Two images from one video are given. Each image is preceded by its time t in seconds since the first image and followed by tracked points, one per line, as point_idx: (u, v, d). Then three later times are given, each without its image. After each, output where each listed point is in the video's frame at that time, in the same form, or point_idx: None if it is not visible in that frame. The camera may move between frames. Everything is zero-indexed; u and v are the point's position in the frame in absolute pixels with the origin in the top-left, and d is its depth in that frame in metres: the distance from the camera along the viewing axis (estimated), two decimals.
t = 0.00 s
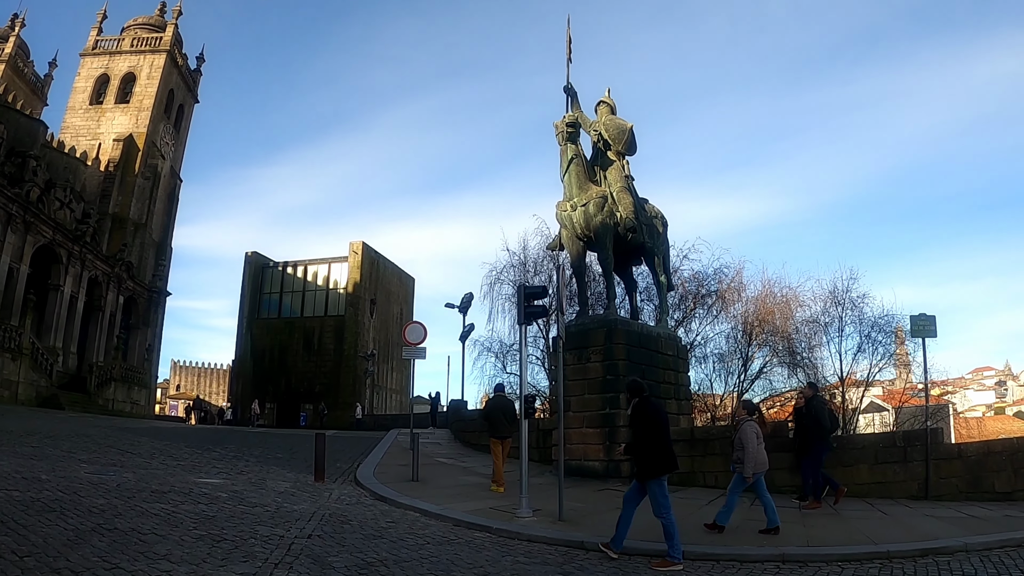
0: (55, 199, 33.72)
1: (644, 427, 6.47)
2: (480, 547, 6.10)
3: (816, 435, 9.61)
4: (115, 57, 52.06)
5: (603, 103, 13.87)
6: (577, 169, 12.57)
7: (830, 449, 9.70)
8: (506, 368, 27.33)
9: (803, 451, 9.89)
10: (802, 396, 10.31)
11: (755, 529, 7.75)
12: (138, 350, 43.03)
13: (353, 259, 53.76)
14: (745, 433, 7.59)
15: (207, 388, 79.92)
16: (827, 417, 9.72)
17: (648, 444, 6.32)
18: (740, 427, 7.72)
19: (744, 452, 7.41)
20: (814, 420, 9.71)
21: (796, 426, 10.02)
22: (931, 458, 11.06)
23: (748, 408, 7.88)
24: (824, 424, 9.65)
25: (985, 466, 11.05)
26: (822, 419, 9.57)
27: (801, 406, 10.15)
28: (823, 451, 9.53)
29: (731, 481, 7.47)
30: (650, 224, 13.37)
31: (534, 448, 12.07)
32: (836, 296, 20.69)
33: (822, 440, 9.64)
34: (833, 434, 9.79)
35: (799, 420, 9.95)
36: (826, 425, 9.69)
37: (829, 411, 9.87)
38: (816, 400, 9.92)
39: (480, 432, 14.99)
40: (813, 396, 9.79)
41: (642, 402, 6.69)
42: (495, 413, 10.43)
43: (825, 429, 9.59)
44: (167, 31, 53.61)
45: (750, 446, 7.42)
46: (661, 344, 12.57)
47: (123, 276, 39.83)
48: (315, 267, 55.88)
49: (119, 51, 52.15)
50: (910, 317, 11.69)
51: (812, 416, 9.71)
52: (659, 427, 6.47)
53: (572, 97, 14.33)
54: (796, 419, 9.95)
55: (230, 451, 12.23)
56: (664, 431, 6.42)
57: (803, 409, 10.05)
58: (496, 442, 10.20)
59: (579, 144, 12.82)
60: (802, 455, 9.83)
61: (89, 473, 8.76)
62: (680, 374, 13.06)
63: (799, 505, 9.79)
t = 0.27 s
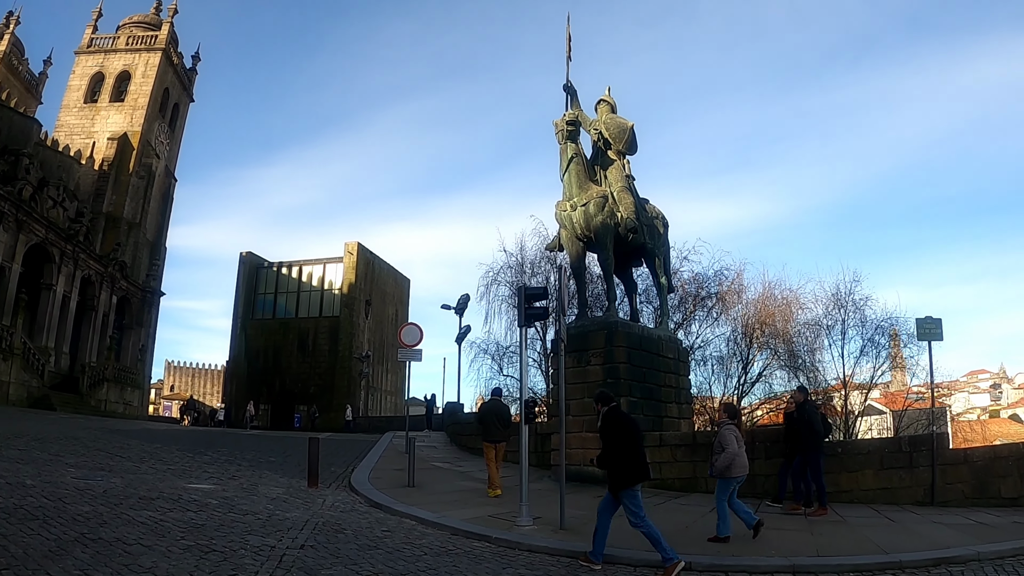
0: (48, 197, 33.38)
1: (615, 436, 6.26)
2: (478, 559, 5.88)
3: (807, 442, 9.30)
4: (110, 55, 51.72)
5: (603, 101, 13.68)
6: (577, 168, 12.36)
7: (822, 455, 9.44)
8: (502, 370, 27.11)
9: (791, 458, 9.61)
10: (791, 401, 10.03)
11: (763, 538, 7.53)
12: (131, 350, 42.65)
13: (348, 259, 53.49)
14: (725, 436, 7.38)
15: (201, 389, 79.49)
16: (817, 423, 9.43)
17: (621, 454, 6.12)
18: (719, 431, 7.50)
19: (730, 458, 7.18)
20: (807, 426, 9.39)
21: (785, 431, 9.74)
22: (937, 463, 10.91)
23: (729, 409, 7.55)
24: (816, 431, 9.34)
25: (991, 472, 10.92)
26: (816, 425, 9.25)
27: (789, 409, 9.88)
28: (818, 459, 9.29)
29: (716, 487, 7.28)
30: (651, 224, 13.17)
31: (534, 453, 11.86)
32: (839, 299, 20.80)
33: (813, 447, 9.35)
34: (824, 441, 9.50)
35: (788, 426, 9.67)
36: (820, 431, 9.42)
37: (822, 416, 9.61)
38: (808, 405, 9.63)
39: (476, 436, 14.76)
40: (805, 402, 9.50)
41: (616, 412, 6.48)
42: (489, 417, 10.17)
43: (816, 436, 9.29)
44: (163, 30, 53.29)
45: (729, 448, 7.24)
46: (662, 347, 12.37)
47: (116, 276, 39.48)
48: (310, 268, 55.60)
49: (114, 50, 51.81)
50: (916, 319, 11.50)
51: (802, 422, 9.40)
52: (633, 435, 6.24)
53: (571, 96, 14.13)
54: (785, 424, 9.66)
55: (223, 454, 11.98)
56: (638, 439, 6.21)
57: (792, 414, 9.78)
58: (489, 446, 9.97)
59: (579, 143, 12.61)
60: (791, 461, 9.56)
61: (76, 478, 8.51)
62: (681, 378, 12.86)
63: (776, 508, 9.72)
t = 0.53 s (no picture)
0: (41, 196, 33.08)
1: (587, 426, 6.12)
2: (476, 568, 5.66)
3: (792, 447, 9.04)
4: (106, 54, 51.44)
5: (603, 100, 13.50)
6: (577, 167, 12.17)
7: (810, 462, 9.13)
8: (499, 372, 26.90)
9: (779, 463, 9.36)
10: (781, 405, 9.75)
11: (770, 545, 7.37)
12: (124, 351, 42.31)
13: (344, 260, 53.24)
14: (706, 440, 7.18)
15: (196, 390, 79.08)
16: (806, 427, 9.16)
17: (594, 445, 5.97)
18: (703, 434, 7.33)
19: (712, 462, 7.02)
20: (794, 431, 9.12)
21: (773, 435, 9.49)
22: (943, 467, 10.78)
23: (712, 413, 7.43)
24: (804, 436, 9.06)
25: (997, 476, 10.81)
26: (801, 430, 9.00)
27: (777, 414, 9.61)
28: (804, 465, 9.02)
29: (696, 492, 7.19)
30: (651, 224, 12.98)
31: (533, 456, 11.68)
32: (843, 301, 20.59)
33: (801, 453, 9.06)
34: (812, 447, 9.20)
35: (775, 430, 9.42)
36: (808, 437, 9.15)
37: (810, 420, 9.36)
38: (796, 409, 9.36)
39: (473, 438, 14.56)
40: (791, 406, 9.25)
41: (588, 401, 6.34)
42: (485, 420, 9.90)
43: (803, 441, 9.01)
44: (159, 29, 53.03)
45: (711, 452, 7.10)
46: (663, 349, 12.18)
47: (110, 276, 39.16)
48: (306, 269, 55.34)
49: (109, 48, 51.53)
50: (923, 321, 11.35)
51: (788, 426, 9.13)
52: (606, 425, 6.14)
53: (571, 94, 13.94)
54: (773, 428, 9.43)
55: (214, 457, 11.75)
56: (610, 434, 6.08)
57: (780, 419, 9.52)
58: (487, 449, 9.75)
59: (580, 141, 12.42)
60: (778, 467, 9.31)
61: (62, 482, 8.27)
62: (681, 381, 12.67)
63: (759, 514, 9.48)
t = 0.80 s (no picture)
0: (35, 193, 32.76)
1: (558, 431, 5.92)
2: None
3: (781, 446, 8.83)
4: (103, 51, 51.12)
5: (605, 96, 13.28)
6: (579, 163, 11.95)
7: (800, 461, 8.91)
8: (496, 373, 26.67)
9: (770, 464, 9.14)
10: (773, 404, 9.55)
11: (778, 551, 7.18)
12: (119, 350, 41.97)
13: (341, 260, 52.95)
14: (689, 438, 7.02)
15: (192, 390, 78.73)
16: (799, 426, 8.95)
17: (569, 450, 5.78)
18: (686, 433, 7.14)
19: (696, 462, 6.87)
20: (785, 429, 8.92)
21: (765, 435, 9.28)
22: (951, 471, 10.58)
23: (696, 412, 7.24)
24: (794, 435, 8.84)
25: (1006, 479, 10.66)
26: (792, 429, 8.78)
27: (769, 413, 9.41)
28: (793, 464, 8.78)
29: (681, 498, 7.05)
30: (654, 222, 12.76)
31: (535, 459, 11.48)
32: (848, 302, 20.39)
33: (790, 452, 8.84)
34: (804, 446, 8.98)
35: (767, 430, 9.23)
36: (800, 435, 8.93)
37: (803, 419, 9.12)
38: (788, 408, 9.15)
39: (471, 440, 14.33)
40: (781, 404, 9.05)
41: (561, 404, 6.14)
42: (481, 421, 9.74)
43: (793, 440, 8.79)
44: (156, 26, 52.73)
45: (692, 451, 6.91)
46: (665, 350, 11.96)
47: (104, 274, 38.83)
48: (302, 268, 55.07)
49: (106, 46, 51.20)
50: (931, 322, 11.15)
51: (780, 425, 8.94)
52: (580, 428, 5.94)
53: (572, 90, 13.72)
54: (765, 428, 9.23)
55: (206, 458, 11.49)
56: (582, 435, 5.89)
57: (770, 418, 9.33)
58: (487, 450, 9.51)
59: (581, 137, 12.19)
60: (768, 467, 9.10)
61: (49, 484, 8.00)
62: (684, 382, 12.45)
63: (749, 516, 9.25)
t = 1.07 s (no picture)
0: (30, 190, 32.44)
1: (532, 432, 5.82)
2: None
3: (775, 449, 8.59)
4: (98, 47, 50.73)
5: (607, 91, 13.05)
6: (581, 159, 11.73)
7: (795, 465, 8.65)
8: (495, 373, 26.39)
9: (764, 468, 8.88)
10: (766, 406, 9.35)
11: (789, 557, 6.98)
12: (114, 348, 41.64)
13: (338, 258, 52.66)
14: (678, 439, 6.83)
15: (187, 389, 78.33)
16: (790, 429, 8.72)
17: (544, 448, 5.72)
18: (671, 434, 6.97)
19: (683, 465, 6.71)
20: (777, 432, 8.69)
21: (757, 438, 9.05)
22: (960, 473, 10.40)
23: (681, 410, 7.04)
24: (787, 438, 8.60)
25: (1016, 482, 10.51)
26: (785, 431, 8.55)
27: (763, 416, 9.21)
28: (787, 468, 8.52)
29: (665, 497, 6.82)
30: (657, 220, 12.53)
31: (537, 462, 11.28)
32: (854, 301, 20.19)
33: (784, 455, 8.57)
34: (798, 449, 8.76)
35: (759, 433, 9.01)
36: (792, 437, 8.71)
37: (796, 421, 8.91)
38: (781, 410, 8.93)
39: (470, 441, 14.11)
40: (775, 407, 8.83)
41: (530, 405, 6.05)
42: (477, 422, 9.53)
43: (785, 442, 8.55)
44: (152, 22, 52.37)
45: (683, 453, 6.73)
46: (669, 350, 11.74)
47: (100, 272, 38.50)
48: (299, 267, 54.77)
49: (102, 42, 50.80)
50: (941, 322, 10.91)
51: (772, 428, 8.70)
52: (553, 426, 5.87)
53: (574, 85, 13.49)
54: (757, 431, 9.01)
55: (200, 459, 11.22)
56: (555, 433, 5.83)
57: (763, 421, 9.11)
58: (483, 452, 9.22)
59: (584, 132, 11.97)
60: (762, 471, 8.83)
61: (36, 487, 7.74)
62: (687, 382, 12.23)
63: (742, 520, 9.02)
